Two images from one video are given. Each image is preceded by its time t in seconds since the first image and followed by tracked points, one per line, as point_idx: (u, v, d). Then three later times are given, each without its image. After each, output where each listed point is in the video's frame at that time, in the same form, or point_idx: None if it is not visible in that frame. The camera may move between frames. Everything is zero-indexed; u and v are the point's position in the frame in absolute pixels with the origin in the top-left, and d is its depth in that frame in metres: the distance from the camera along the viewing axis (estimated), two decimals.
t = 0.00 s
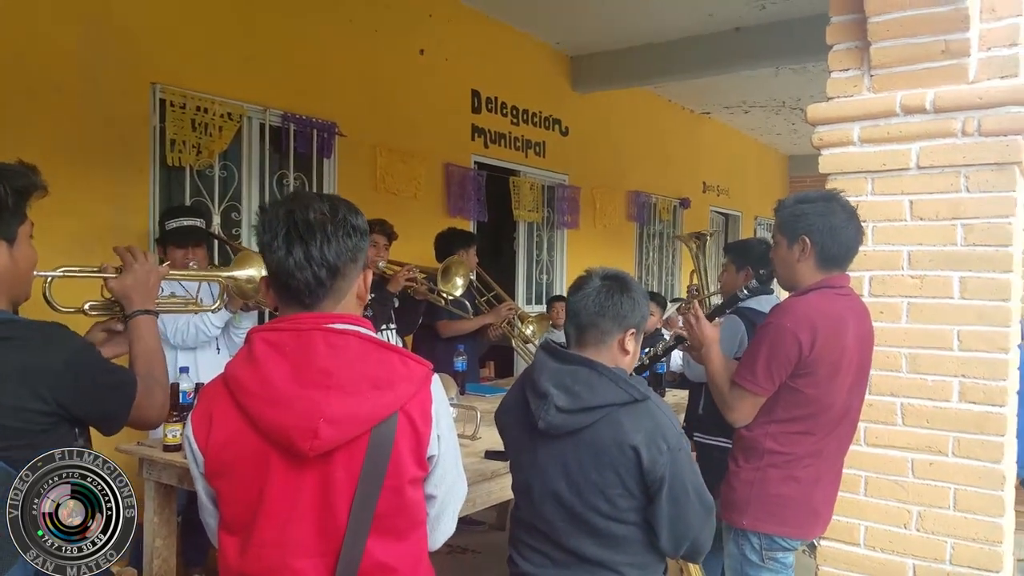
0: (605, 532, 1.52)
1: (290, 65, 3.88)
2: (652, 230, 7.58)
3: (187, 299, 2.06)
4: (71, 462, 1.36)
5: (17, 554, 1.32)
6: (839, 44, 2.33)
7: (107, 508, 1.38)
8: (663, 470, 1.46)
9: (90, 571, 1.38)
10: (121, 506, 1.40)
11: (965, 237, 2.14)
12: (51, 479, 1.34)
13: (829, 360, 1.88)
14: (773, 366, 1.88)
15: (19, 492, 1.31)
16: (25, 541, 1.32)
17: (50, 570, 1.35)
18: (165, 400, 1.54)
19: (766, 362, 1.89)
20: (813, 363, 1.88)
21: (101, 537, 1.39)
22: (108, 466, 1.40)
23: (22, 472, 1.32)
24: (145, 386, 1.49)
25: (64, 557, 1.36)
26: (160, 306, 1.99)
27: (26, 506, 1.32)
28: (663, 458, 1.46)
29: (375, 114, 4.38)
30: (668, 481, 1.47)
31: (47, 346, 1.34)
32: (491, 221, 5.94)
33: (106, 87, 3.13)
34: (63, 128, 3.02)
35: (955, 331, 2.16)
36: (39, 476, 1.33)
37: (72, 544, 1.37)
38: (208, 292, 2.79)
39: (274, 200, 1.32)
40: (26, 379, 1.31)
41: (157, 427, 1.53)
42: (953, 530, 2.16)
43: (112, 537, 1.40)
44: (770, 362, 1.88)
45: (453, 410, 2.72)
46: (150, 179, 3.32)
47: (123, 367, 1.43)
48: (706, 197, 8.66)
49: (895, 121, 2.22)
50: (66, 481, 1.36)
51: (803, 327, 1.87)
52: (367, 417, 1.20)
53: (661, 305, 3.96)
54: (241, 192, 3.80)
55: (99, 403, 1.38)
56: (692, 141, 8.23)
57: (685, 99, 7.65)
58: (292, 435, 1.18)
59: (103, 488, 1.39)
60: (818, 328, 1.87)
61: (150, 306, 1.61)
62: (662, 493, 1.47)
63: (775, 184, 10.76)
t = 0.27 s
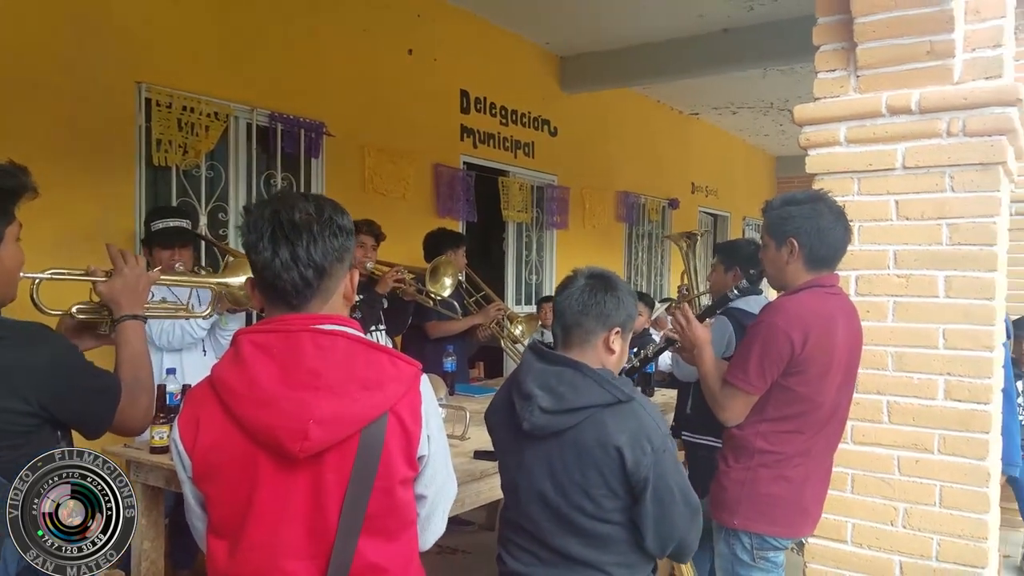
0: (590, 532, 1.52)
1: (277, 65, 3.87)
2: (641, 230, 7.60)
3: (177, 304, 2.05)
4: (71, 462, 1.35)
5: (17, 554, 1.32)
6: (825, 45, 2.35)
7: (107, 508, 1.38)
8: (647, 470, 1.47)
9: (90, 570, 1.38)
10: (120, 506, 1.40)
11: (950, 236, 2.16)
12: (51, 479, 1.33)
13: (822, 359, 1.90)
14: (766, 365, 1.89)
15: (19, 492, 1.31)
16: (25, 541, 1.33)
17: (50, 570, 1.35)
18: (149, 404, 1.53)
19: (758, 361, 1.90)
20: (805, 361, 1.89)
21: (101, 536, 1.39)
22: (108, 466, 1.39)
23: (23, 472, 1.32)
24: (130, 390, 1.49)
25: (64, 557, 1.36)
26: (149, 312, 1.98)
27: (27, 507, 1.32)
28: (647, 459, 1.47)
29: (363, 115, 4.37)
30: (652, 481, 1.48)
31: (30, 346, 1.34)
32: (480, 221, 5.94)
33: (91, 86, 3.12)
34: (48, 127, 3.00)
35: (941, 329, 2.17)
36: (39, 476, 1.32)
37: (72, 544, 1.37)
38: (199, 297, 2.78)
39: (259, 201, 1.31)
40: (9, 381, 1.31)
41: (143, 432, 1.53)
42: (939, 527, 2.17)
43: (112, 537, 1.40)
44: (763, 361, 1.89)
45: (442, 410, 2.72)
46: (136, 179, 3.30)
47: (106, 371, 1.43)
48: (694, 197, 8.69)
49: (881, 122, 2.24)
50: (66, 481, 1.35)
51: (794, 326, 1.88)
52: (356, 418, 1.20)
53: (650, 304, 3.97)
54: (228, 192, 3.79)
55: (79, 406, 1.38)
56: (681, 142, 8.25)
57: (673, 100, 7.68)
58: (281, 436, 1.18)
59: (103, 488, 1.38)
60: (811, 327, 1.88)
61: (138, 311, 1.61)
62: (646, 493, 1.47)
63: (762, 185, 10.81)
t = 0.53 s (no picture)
0: (576, 533, 1.52)
1: (270, 61, 3.85)
2: (632, 231, 7.61)
3: (167, 306, 2.04)
4: (74, 464, 1.44)
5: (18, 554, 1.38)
6: (816, 47, 2.36)
7: (107, 508, 1.47)
8: (632, 471, 1.47)
9: (90, 569, 1.47)
10: (120, 507, 1.50)
11: (938, 239, 2.17)
12: (52, 479, 1.41)
13: (812, 360, 1.90)
14: (756, 365, 1.90)
15: (19, 492, 1.37)
16: (25, 541, 1.39)
17: (50, 570, 1.42)
18: (134, 408, 1.52)
19: (748, 362, 1.90)
20: (795, 362, 1.90)
21: (101, 536, 1.48)
22: (108, 468, 1.48)
23: (23, 472, 1.38)
24: (116, 392, 1.48)
25: (64, 556, 1.44)
26: (138, 312, 1.97)
27: (27, 506, 1.38)
28: (633, 460, 1.47)
29: (356, 113, 4.36)
30: (637, 482, 1.48)
31: (16, 342, 1.34)
32: (472, 220, 5.93)
33: (81, 82, 3.10)
34: (38, 122, 2.98)
35: (928, 331, 2.18)
36: (39, 476, 1.39)
37: (72, 544, 1.46)
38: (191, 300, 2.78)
39: (249, 198, 1.31)
40: None
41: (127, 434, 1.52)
42: (925, 529, 2.19)
43: (111, 536, 1.49)
44: (753, 362, 1.90)
45: (431, 409, 2.72)
46: (126, 175, 3.29)
47: (93, 371, 1.43)
48: (685, 199, 8.71)
49: (871, 124, 2.25)
50: (67, 482, 1.43)
51: (784, 327, 1.88)
52: (345, 417, 1.20)
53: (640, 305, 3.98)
54: (219, 189, 3.77)
55: (64, 403, 1.38)
56: (672, 143, 8.27)
57: (666, 101, 7.69)
58: (270, 435, 1.18)
59: (103, 488, 1.48)
60: (801, 328, 1.89)
61: (127, 312, 1.60)
62: (631, 494, 1.47)
63: (754, 187, 10.84)
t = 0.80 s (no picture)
0: (568, 534, 1.52)
1: (263, 59, 3.84)
2: (625, 233, 7.62)
3: (161, 310, 2.02)
4: (75, 466, 1.57)
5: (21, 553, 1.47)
6: (809, 50, 2.37)
7: (106, 508, 1.64)
8: (624, 471, 1.47)
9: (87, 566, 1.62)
10: (118, 507, 1.67)
11: (930, 242, 2.18)
12: (53, 480, 1.52)
13: (801, 362, 1.91)
14: (746, 367, 1.89)
15: (19, 492, 1.44)
16: (26, 541, 1.48)
17: (51, 568, 1.52)
18: (126, 410, 1.50)
19: (738, 363, 1.90)
20: (785, 364, 1.90)
21: (100, 536, 1.65)
22: (106, 471, 1.64)
23: (24, 472, 1.44)
24: (107, 392, 1.46)
25: (63, 556, 1.56)
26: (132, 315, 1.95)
27: (28, 506, 1.47)
28: (624, 460, 1.47)
29: (349, 112, 4.35)
30: (629, 483, 1.48)
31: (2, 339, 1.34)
32: (464, 221, 5.93)
33: (73, 78, 3.08)
34: (29, 118, 2.96)
35: (919, 335, 2.19)
36: (40, 477, 1.48)
37: (72, 543, 1.59)
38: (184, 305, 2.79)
39: (241, 197, 1.30)
40: None
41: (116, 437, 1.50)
42: (916, 531, 2.19)
43: (109, 535, 1.66)
44: (742, 363, 1.89)
45: (423, 410, 2.71)
46: (118, 173, 3.27)
47: (84, 371, 1.42)
48: (678, 201, 8.72)
49: (863, 127, 2.25)
50: (67, 482, 1.55)
51: (773, 329, 1.89)
52: (337, 416, 1.19)
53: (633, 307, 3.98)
54: (210, 188, 3.75)
55: (54, 401, 1.36)
56: (666, 145, 8.28)
57: (659, 103, 7.71)
58: (260, 434, 1.17)
59: (102, 489, 1.64)
60: (790, 330, 1.89)
61: (120, 313, 1.59)
62: (623, 494, 1.47)
63: (746, 190, 10.87)
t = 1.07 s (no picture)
0: (563, 531, 1.52)
1: (258, 57, 3.83)
2: (620, 232, 7.62)
3: (157, 304, 2.02)
4: (73, 466, 1.58)
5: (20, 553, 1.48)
6: (804, 49, 2.37)
7: (106, 508, 1.65)
8: (619, 468, 1.47)
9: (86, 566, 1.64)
10: (118, 508, 1.69)
11: (924, 240, 2.19)
12: (53, 480, 1.53)
13: (791, 359, 1.91)
14: (736, 365, 1.90)
15: (19, 494, 1.45)
16: (26, 541, 1.49)
17: (50, 568, 1.53)
18: (123, 404, 1.51)
19: (728, 361, 1.90)
20: (775, 361, 1.90)
21: (99, 536, 1.66)
22: (105, 470, 1.66)
23: (25, 472, 1.44)
24: (104, 388, 1.47)
25: (63, 555, 1.57)
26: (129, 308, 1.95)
27: (28, 506, 1.48)
28: (620, 457, 1.47)
29: (344, 111, 4.35)
30: (624, 480, 1.48)
31: None
32: (460, 219, 5.93)
33: (67, 76, 3.07)
34: (23, 116, 2.95)
35: (913, 332, 2.20)
36: (40, 477, 1.49)
37: (71, 543, 1.60)
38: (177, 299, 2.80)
39: (234, 194, 1.30)
40: None
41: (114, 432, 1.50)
42: (909, 528, 2.20)
43: (109, 535, 1.67)
44: (733, 361, 1.90)
45: (418, 409, 2.71)
46: (112, 171, 3.26)
47: (80, 367, 1.42)
48: (673, 200, 8.73)
49: (858, 126, 2.26)
50: (66, 483, 1.56)
51: (762, 327, 1.89)
52: (331, 413, 1.19)
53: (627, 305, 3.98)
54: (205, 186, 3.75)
55: (51, 396, 1.36)
56: (661, 145, 8.30)
57: (654, 102, 7.71)
58: (255, 431, 1.17)
59: (102, 489, 1.65)
60: (780, 327, 1.90)
61: (116, 306, 1.59)
62: (618, 491, 1.47)
63: (741, 189, 10.89)
